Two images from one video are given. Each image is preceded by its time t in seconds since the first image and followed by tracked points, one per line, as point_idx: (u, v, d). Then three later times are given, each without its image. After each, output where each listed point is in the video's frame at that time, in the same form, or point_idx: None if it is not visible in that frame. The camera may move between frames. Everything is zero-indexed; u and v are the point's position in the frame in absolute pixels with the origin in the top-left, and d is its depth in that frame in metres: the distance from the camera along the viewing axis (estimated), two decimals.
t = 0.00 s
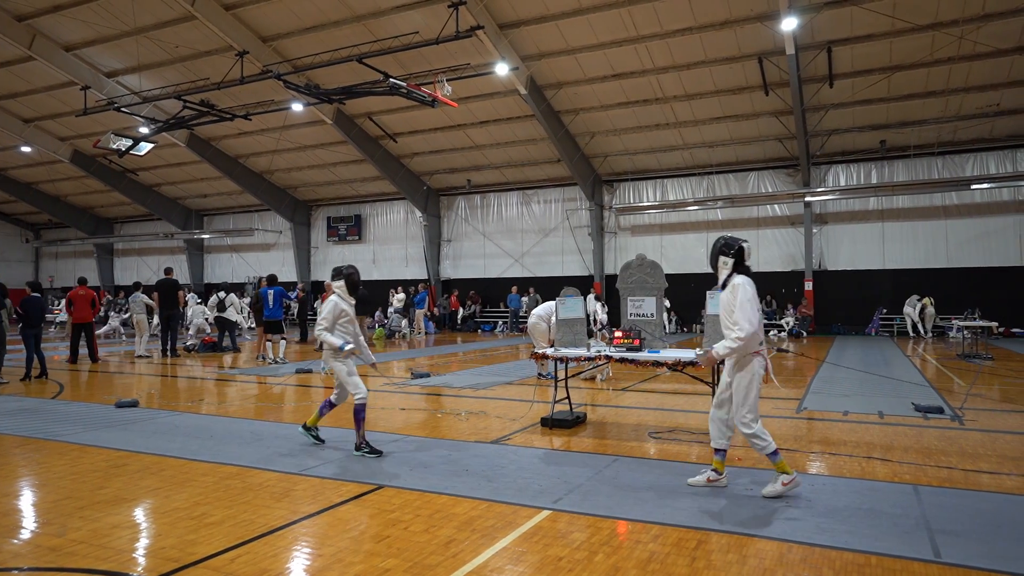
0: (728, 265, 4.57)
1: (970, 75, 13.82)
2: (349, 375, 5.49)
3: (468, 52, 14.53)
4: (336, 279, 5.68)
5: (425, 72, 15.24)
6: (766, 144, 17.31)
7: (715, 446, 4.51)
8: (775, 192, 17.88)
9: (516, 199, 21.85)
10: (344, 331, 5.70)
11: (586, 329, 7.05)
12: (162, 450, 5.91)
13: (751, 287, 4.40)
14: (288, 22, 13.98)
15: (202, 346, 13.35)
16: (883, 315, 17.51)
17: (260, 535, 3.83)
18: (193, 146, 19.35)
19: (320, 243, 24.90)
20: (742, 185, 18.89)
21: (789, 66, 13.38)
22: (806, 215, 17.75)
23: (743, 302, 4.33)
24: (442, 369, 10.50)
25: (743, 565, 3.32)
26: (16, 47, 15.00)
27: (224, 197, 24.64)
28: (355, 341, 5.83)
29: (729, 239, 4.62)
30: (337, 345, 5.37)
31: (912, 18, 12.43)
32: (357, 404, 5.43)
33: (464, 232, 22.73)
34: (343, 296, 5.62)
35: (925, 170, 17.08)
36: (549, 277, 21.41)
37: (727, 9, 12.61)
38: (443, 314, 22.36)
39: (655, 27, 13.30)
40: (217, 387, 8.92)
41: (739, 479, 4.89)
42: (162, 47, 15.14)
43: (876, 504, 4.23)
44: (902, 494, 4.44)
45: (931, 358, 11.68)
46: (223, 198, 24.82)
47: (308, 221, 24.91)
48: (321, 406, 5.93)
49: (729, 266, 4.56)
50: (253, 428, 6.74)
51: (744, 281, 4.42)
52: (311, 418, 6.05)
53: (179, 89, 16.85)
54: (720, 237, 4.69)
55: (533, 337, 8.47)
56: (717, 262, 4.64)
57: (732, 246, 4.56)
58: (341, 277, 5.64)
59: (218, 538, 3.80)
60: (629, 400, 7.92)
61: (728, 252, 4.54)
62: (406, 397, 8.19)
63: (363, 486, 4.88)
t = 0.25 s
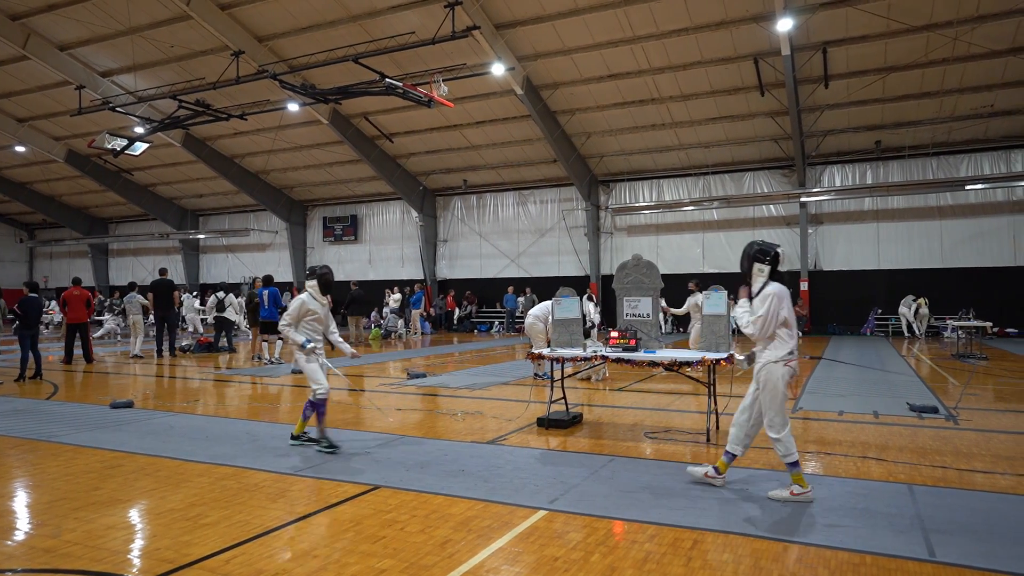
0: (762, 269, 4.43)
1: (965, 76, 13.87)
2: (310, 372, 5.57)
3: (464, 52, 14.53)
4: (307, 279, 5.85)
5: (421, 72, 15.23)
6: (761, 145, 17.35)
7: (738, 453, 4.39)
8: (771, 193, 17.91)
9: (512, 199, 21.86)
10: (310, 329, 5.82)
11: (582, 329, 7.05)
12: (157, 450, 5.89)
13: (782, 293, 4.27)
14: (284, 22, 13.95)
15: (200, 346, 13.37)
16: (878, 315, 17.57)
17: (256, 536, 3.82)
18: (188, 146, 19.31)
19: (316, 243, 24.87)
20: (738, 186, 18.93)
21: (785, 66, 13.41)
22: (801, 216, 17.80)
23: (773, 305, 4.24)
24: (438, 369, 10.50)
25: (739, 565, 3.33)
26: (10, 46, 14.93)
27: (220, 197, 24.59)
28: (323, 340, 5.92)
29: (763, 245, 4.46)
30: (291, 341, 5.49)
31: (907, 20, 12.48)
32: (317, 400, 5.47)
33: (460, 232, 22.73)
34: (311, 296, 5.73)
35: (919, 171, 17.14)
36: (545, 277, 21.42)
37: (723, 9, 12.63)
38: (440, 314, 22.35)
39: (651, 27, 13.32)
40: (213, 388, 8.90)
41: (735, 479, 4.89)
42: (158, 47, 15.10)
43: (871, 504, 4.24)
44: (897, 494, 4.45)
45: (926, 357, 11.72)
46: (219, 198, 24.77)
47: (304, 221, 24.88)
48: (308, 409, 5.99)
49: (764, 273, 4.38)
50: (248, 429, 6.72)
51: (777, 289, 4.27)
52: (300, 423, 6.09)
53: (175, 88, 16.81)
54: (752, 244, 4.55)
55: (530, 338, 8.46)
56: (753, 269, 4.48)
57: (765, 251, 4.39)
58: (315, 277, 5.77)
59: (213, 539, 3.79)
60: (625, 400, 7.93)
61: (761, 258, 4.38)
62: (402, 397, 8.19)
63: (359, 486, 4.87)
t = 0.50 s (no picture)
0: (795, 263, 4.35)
1: (957, 77, 13.95)
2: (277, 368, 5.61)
3: (459, 53, 14.53)
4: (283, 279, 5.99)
5: (416, 72, 15.22)
6: (756, 145, 17.39)
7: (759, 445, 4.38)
8: (765, 193, 17.94)
9: (507, 199, 21.87)
10: (283, 329, 5.92)
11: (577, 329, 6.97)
12: (150, 451, 5.86)
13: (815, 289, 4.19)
14: (278, 22, 13.92)
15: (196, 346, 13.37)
16: (872, 315, 17.63)
17: (251, 537, 3.81)
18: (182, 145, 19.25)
19: (311, 243, 24.83)
20: (732, 186, 18.97)
21: (779, 67, 13.45)
22: (795, 216, 17.86)
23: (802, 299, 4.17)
24: (433, 369, 10.50)
25: (733, 565, 3.33)
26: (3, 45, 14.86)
27: (214, 197, 24.52)
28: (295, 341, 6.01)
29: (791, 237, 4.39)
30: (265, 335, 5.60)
31: (900, 21, 12.54)
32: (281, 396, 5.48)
33: (455, 232, 22.73)
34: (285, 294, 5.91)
35: (912, 171, 17.23)
36: (540, 278, 21.43)
37: (717, 10, 12.66)
38: (435, 314, 22.34)
39: (645, 28, 13.34)
40: (206, 388, 8.86)
41: (730, 479, 4.90)
42: (151, 46, 15.05)
43: (865, 503, 4.25)
44: (890, 493, 4.47)
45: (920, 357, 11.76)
46: (214, 198, 24.71)
47: (298, 221, 24.82)
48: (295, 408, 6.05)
49: (795, 266, 4.30)
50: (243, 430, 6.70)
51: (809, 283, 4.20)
52: (292, 422, 6.13)
53: (169, 88, 16.75)
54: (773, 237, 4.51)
55: (526, 339, 8.48)
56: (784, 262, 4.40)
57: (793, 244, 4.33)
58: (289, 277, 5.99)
59: (207, 540, 3.77)
60: (620, 400, 7.94)
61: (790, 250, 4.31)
62: (397, 398, 8.18)
63: (353, 487, 4.86)
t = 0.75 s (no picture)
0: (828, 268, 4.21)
1: (947, 79, 14.05)
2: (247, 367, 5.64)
3: (452, 52, 14.52)
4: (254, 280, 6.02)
5: (408, 72, 15.22)
6: (747, 146, 17.46)
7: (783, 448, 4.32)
8: (757, 194, 18.01)
9: (499, 199, 21.88)
10: (256, 328, 5.95)
11: (569, 328, 6.99)
12: (140, 452, 5.83)
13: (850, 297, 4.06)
14: (270, 21, 13.88)
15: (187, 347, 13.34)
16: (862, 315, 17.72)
17: (241, 538, 3.80)
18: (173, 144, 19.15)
19: (303, 242, 24.76)
20: (724, 187, 19.04)
21: (771, 68, 13.51)
22: (787, 217, 17.95)
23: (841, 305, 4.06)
24: (425, 370, 10.49)
25: (724, 564, 3.35)
26: None
27: (205, 196, 24.40)
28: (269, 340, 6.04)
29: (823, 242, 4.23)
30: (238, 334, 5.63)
31: (891, 23, 12.62)
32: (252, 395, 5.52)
33: (447, 232, 22.71)
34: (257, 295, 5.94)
35: (903, 172, 17.35)
36: (532, 277, 21.45)
37: (709, 11, 12.71)
38: (427, 314, 22.30)
39: (638, 28, 13.37)
40: (197, 389, 8.82)
41: (721, 478, 4.92)
42: (141, 44, 14.97)
43: (854, 502, 4.28)
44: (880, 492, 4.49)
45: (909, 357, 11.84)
46: (205, 197, 24.59)
47: (290, 221, 24.73)
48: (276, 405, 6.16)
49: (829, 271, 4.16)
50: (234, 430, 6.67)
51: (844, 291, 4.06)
52: (275, 419, 6.27)
53: (159, 87, 16.67)
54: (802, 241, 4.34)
55: (518, 339, 8.48)
56: (818, 267, 4.26)
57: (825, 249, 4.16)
58: (260, 277, 6.02)
59: (197, 541, 3.75)
60: (612, 400, 7.96)
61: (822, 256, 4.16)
62: (388, 398, 8.17)
63: (345, 487, 4.85)
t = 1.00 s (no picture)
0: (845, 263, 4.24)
1: (923, 83, 14.28)
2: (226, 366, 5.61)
3: (435, 51, 14.49)
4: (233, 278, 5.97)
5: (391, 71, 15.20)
6: (729, 147, 17.61)
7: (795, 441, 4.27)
8: (738, 195, 18.15)
9: (482, 199, 21.88)
10: (237, 326, 5.91)
11: (551, 328, 7.01)
12: (118, 454, 5.74)
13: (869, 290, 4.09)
14: (251, 18, 13.76)
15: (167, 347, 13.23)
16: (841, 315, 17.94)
17: (221, 540, 3.75)
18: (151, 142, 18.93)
19: (285, 242, 24.57)
20: (705, 188, 19.19)
21: (752, 71, 13.64)
22: (767, 218, 18.13)
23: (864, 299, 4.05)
24: (407, 370, 10.45)
25: (705, 562, 3.37)
26: None
27: (186, 195, 24.13)
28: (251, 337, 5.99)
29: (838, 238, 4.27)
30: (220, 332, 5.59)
31: (869, 27, 12.80)
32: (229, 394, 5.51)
33: (430, 232, 22.66)
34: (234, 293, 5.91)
35: (881, 175, 17.59)
36: (515, 278, 21.46)
37: (691, 13, 12.79)
38: (409, 314, 22.21)
39: (621, 29, 13.43)
40: (175, 390, 8.72)
41: (702, 477, 4.96)
42: (119, 41, 14.77)
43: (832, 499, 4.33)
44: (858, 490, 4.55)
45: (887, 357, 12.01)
46: (185, 196, 24.32)
47: (271, 220, 24.53)
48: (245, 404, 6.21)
49: (845, 266, 4.20)
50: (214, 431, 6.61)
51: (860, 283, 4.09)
52: (240, 418, 6.34)
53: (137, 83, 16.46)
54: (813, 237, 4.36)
55: (500, 338, 8.50)
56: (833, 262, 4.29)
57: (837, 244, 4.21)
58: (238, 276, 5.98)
59: (176, 544, 3.70)
60: (594, 400, 7.98)
61: (836, 250, 4.20)
62: (371, 398, 8.13)
63: (327, 488, 4.82)
